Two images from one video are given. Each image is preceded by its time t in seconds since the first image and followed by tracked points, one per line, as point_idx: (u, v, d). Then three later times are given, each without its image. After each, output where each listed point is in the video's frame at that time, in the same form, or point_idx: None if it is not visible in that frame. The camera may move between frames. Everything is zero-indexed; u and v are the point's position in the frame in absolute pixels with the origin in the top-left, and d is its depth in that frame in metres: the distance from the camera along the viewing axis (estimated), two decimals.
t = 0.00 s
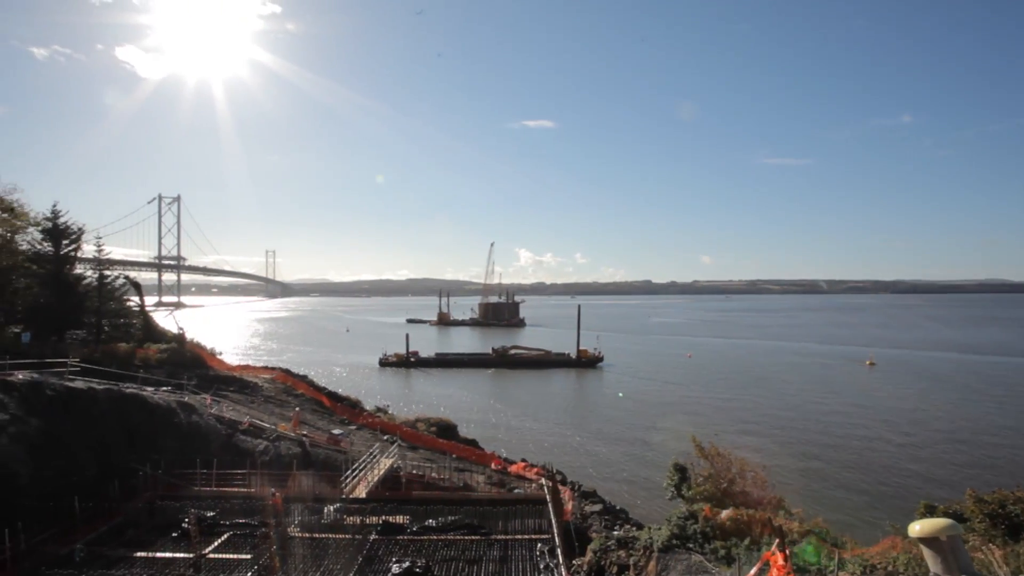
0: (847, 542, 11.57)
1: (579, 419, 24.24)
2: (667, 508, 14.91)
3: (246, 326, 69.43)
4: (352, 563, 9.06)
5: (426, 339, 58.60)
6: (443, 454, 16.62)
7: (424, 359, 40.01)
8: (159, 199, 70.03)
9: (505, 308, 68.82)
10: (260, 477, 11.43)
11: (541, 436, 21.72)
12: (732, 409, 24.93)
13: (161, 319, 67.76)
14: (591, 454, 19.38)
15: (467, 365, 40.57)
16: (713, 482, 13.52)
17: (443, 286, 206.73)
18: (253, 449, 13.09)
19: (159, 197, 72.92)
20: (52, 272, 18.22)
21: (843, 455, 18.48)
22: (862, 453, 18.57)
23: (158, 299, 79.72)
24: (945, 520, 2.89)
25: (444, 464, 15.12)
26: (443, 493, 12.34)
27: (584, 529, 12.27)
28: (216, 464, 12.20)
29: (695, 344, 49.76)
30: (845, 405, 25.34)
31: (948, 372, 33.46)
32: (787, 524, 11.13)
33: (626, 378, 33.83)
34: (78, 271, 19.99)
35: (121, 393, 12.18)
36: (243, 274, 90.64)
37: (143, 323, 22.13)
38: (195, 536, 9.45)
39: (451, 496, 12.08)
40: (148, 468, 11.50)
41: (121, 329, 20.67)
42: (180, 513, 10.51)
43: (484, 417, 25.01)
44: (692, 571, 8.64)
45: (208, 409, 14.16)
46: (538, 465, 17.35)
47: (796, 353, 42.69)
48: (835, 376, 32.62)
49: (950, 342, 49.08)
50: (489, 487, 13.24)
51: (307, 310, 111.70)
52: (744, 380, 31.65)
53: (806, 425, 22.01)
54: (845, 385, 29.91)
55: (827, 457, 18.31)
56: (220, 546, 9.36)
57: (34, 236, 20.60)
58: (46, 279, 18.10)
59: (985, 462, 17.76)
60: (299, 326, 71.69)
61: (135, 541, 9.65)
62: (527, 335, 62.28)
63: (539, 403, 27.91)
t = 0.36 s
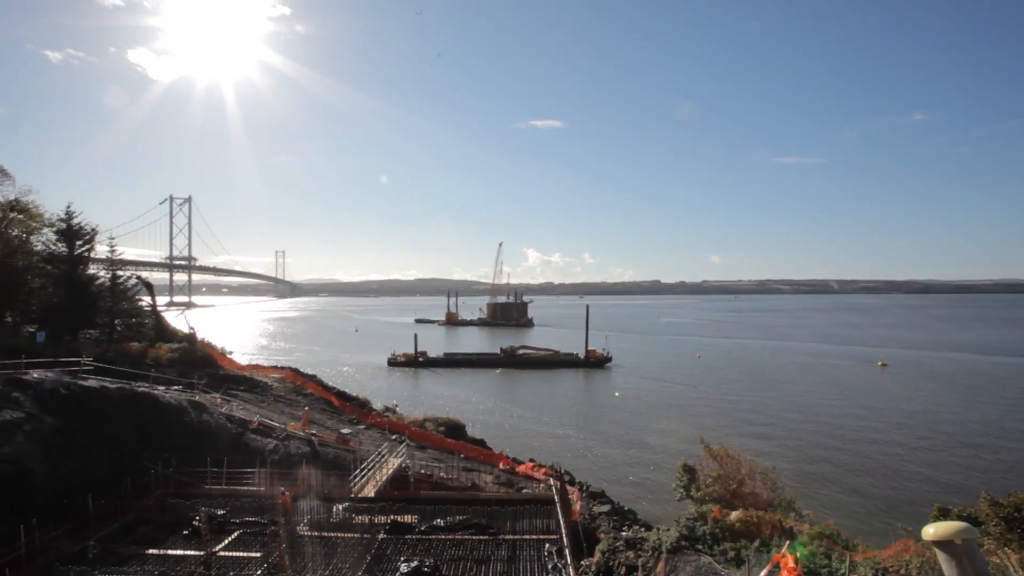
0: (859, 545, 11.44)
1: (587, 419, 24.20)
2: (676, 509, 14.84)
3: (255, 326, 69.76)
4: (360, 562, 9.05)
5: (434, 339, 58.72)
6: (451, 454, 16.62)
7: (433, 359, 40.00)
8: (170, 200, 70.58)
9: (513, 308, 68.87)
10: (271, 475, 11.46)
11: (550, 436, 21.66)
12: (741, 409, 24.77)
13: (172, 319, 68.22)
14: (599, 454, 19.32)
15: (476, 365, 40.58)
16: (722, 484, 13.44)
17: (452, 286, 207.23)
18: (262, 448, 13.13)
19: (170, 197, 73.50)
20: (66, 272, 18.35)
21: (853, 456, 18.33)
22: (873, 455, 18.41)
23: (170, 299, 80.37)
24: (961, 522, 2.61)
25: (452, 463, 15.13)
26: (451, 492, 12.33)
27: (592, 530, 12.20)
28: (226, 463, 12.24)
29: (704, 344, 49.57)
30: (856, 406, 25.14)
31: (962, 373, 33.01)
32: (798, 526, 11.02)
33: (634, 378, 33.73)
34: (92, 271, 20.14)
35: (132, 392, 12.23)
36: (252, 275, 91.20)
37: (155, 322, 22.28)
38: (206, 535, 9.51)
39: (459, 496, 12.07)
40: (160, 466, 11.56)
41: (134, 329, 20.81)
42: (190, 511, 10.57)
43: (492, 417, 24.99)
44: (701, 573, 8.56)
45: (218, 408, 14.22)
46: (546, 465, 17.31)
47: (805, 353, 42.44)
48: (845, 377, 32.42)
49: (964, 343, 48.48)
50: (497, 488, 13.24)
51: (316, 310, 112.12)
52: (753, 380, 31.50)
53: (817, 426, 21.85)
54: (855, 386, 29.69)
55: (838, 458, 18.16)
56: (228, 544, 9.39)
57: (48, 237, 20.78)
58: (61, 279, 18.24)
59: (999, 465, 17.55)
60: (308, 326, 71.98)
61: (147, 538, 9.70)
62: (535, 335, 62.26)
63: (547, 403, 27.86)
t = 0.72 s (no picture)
0: (865, 546, 11.39)
1: (591, 419, 24.15)
2: (681, 509, 14.80)
3: (260, 326, 69.86)
4: (364, 561, 9.04)
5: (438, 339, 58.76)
6: (455, 454, 16.60)
7: (437, 359, 40.02)
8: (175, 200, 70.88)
9: (517, 308, 68.88)
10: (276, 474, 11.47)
11: (553, 436, 21.63)
12: (745, 410, 24.71)
13: (178, 319, 68.52)
14: (603, 454, 19.31)
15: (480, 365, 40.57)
16: (726, 485, 13.41)
17: (456, 286, 207.22)
18: (267, 447, 13.13)
19: (177, 199, 74.11)
20: (73, 272, 18.45)
21: (858, 457, 18.28)
22: (878, 455, 18.35)
23: (175, 299, 80.62)
24: (968, 524, 2.53)
25: (456, 463, 15.11)
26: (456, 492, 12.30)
27: (596, 530, 12.16)
28: (231, 462, 12.24)
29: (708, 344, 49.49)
30: (861, 406, 25.07)
31: (968, 373, 32.84)
32: (803, 527, 10.97)
33: (638, 378, 33.69)
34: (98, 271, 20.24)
35: (138, 391, 12.24)
36: (257, 275, 91.44)
37: (161, 322, 22.35)
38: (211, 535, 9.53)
39: (463, 496, 12.05)
40: (165, 465, 11.58)
41: (140, 329, 20.88)
42: (195, 510, 10.59)
43: (496, 417, 24.98)
44: (705, 573, 8.52)
45: (223, 407, 14.22)
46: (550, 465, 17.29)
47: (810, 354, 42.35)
48: (850, 377, 32.33)
49: (970, 343, 48.21)
50: (501, 487, 13.22)
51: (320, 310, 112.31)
52: (757, 381, 31.42)
53: (821, 426, 21.79)
54: (860, 386, 29.60)
55: (842, 458, 18.10)
56: (233, 543, 9.40)
57: (56, 237, 20.89)
58: (68, 279, 18.35)
59: (1004, 466, 17.47)
60: (312, 326, 72.06)
61: (152, 537, 9.73)
62: (539, 334, 62.25)
63: (551, 403, 27.82)
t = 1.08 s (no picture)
0: (869, 547, 11.34)
1: (593, 419, 24.12)
2: (683, 509, 14.76)
3: (262, 326, 69.88)
4: (366, 561, 9.02)
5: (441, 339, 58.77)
6: (458, 453, 16.60)
7: (439, 358, 40.01)
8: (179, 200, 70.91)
9: (520, 308, 68.89)
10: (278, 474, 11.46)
11: (555, 436, 21.61)
12: (748, 410, 24.68)
13: (181, 319, 68.52)
14: (606, 454, 19.29)
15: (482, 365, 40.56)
16: (729, 485, 13.39)
17: (459, 286, 207.59)
18: (270, 447, 13.13)
19: (178, 198, 67.51)
20: (77, 272, 18.48)
21: (861, 457, 18.23)
22: (881, 455, 18.35)
23: (179, 299, 80.73)
24: (972, 524, 2.51)
25: (458, 463, 15.11)
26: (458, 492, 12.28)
27: (599, 531, 12.13)
28: (234, 461, 12.23)
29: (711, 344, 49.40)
30: (865, 406, 25.02)
31: (971, 374, 32.80)
32: (807, 527, 10.91)
33: (641, 378, 33.65)
34: (102, 271, 20.27)
35: (142, 391, 12.27)
36: (260, 275, 91.58)
37: (164, 322, 22.37)
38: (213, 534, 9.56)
39: (465, 496, 12.04)
40: (169, 465, 11.58)
41: (143, 329, 20.90)
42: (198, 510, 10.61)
43: (498, 417, 24.97)
44: (708, 573, 8.50)
45: (226, 407, 14.22)
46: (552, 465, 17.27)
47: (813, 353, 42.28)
48: (853, 377, 32.29)
49: (973, 343, 48.14)
50: (503, 487, 13.21)
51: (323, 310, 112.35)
52: (760, 381, 31.36)
53: (824, 427, 21.75)
54: (863, 386, 29.53)
55: (845, 458, 18.07)
56: (236, 542, 9.41)
57: (60, 237, 20.91)
58: (72, 279, 18.36)
59: (1007, 466, 17.43)
60: (315, 326, 72.07)
61: (156, 536, 9.73)
62: (541, 334, 62.18)
63: (553, 403, 27.79)
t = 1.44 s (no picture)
0: (871, 547, 11.34)
1: (595, 419, 24.16)
2: (685, 510, 14.78)
3: (264, 326, 69.93)
4: (369, 561, 9.04)
5: (443, 339, 58.82)
6: (460, 453, 16.60)
7: (441, 359, 40.05)
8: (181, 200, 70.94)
9: (522, 308, 68.96)
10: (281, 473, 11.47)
11: (557, 436, 21.65)
12: (750, 410, 24.71)
13: (182, 319, 68.62)
14: (609, 454, 19.30)
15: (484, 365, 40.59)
16: (731, 485, 13.40)
17: (460, 287, 207.55)
18: (271, 447, 13.14)
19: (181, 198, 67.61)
20: (80, 272, 18.52)
21: (863, 457, 18.22)
22: (883, 456, 18.35)
23: (181, 299, 80.77)
24: (976, 525, 2.49)
25: (460, 463, 15.13)
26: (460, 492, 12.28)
27: (601, 531, 12.13)
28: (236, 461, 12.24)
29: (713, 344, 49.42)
30: (867, 407, 25.02)
31: (973, 374, 32.82)
32: (809, 527, 10.91)
33: (643, 378, 33.69)
34: (105, 271, 20.30)
35: (145, 391, 12.29)
36: (263, 275, 91.66)
37: (167, 322, 22.41)
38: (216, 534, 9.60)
39: (467, 496, 12.05)
40: (171, 464, 11.60)
41: (146, 329, 20.94)
42: (201, 509, 10.64)
43: (500, 416, 25.03)
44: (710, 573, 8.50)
45: (228, 407, 14.24)
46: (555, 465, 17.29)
47: (815, 354, 42.28)
48: (855, 377, 32.30)
49: (975, 343, 48.12)
50: (505, 487, 13.23)
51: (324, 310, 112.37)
52: (761, 381, 31.38)
53: (827, 427, 21.76)
54: (865, 386, 29.53)
55: (848, 459, 18.05)
56: (238, 542, 9.44)
57: (63, 237, 20.95)
58: (75, 279, 18.39)
59: (1010, 466, 17.41)
60: (317, 326, 72.10)
61: (159, 535, 9.76)
62: (543, 334, 62.18)
63: (555, 403, 27.82)
